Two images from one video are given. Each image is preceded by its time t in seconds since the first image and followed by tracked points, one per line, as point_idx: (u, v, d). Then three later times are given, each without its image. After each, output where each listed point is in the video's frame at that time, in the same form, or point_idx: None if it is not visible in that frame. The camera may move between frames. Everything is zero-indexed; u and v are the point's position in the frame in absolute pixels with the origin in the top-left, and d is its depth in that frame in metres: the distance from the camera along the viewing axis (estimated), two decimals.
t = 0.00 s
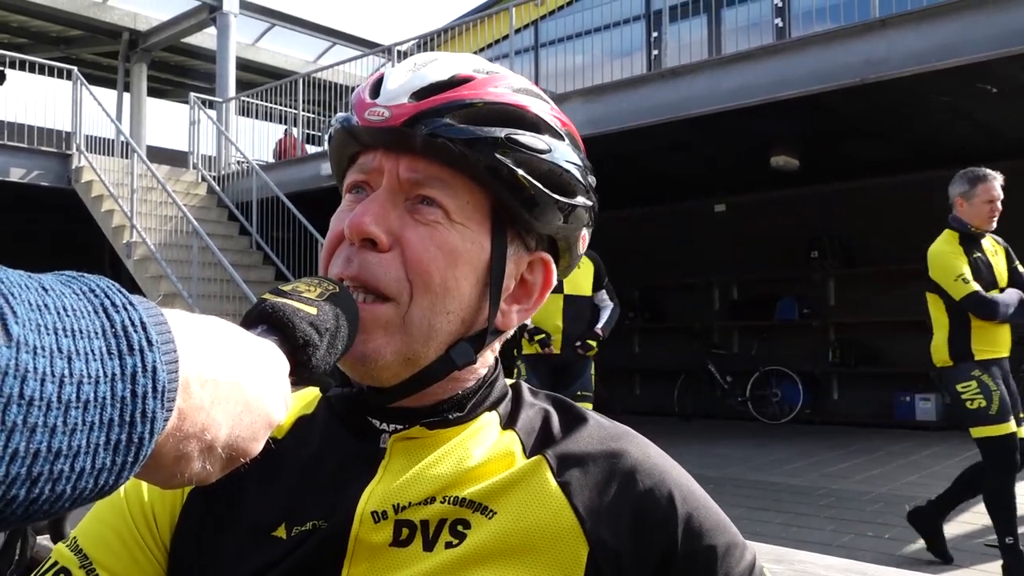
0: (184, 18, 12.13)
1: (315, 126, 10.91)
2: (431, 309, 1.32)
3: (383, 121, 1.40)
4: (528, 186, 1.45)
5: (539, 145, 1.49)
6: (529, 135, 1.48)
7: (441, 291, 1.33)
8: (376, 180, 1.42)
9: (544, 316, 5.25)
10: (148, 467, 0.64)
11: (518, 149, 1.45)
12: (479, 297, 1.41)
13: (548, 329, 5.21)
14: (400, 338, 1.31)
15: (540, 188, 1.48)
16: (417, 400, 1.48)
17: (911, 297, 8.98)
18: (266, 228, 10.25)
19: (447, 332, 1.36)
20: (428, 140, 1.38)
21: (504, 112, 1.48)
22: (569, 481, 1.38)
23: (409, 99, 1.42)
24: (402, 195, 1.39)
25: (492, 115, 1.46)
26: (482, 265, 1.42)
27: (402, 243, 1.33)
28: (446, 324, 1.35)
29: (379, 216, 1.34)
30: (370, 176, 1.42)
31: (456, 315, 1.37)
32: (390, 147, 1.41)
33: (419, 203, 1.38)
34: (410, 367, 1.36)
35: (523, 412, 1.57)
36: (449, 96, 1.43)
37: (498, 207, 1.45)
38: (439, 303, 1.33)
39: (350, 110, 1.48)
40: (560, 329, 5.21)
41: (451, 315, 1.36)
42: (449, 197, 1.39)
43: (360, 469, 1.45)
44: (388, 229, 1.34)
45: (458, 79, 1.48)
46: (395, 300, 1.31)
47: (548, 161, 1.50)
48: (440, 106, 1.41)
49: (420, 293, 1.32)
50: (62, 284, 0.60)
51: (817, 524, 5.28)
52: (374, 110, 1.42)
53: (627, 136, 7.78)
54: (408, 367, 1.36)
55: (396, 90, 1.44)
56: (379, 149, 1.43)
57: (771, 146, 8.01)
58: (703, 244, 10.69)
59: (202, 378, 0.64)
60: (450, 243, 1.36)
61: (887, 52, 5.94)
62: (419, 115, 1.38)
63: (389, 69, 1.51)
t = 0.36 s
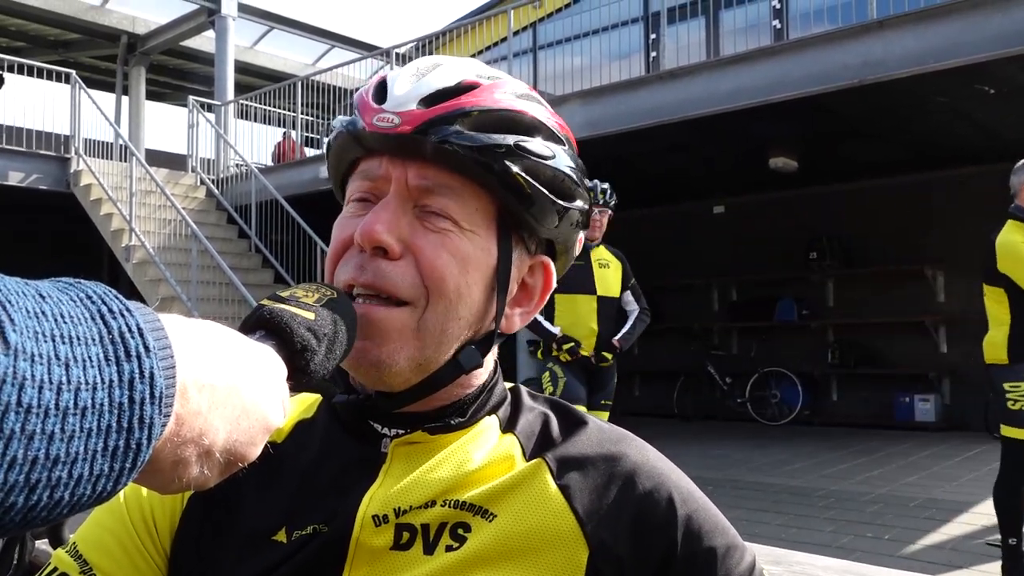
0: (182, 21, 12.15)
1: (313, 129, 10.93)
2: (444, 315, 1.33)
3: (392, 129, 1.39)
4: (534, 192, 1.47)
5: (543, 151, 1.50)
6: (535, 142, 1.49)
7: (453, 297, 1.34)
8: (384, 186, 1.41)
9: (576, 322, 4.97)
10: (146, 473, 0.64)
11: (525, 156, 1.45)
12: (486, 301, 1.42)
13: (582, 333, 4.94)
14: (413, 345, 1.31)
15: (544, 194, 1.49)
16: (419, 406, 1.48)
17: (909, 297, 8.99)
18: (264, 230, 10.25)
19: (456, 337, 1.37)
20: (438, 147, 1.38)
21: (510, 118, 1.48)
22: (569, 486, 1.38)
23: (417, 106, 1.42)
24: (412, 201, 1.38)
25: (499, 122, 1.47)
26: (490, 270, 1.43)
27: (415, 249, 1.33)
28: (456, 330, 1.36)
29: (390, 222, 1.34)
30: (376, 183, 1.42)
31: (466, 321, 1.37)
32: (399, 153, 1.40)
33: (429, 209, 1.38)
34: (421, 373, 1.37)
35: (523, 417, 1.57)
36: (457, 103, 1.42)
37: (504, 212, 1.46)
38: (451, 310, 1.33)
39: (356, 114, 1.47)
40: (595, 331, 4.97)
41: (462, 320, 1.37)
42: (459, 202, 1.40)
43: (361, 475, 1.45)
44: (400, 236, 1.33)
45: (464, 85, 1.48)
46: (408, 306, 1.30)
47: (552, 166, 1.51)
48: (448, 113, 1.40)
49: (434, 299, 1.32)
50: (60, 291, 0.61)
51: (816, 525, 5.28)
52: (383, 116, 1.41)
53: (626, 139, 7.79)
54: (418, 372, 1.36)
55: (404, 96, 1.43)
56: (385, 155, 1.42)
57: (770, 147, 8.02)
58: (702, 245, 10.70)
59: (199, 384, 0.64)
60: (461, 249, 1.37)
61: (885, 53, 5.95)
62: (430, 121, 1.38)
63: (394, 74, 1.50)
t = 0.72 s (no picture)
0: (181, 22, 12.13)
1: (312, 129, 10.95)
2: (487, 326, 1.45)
3: (441, 158, 1.42)
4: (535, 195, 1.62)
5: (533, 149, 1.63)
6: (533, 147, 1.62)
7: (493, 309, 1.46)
8: (418, 210, 1.44)
9: (616, 324, 4.64)
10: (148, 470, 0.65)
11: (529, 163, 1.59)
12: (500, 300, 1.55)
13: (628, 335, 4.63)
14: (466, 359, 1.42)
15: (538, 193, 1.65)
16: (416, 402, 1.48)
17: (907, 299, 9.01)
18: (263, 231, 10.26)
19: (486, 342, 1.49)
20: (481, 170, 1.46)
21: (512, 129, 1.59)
22: (562, 481, 1.38)
23: (450, 129, 1.46)
24: (450, 222, 1.45)
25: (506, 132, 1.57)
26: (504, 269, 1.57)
27: (467, 271, 1.43)
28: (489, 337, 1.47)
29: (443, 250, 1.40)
30: (407, 205, 1.44)
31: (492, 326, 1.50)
32: (435, 178, 1.44)
33: (465, 227, 1.46)
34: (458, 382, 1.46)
35: (516, 411, 1.58)
36: (482, 124, 1.50)
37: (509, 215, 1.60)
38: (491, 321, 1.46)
39: (380, 139, 1.43)
40: (639, 334, 4.66)
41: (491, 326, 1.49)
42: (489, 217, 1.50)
43: (356, 474, 1.46)
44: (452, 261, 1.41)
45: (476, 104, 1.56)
46: (463, 327, 1.40)
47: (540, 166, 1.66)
48: (482, 133, 1.48)
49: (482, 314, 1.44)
50: (64, 287, 0.61)
51: (814, 527, 5.29)
52: (427, 143, 1.42)
53: (624, 140, 7.80)
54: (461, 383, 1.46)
55: (433, 121, 1.46)
56: (415, 178, 1.44)
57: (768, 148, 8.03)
58: (700, 246, 10.71)
59: (205, 382, 0.64)
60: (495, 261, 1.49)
61: (884, 55, 5.97)
62: (476, 146, 1.45)
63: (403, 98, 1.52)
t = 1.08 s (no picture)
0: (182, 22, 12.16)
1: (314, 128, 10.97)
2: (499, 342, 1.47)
3: (462, 180, 1.42)
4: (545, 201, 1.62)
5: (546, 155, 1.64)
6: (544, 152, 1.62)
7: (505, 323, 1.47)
8: (434, 226, 1.44)
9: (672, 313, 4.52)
10: (150, 480, 0.65)
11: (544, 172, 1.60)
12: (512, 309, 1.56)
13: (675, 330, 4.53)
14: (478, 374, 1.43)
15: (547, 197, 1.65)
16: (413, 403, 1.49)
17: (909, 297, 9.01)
18: (265, 230, 10.28)
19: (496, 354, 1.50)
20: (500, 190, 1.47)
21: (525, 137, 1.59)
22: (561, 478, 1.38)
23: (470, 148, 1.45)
24: (465, 238, 1.46)
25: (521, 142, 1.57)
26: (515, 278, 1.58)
27: (482, 290, 1.44)
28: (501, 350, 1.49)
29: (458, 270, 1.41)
30: (424, 222, 1.44)
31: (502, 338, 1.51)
32: (453, 196, 1.44)
33: (478, 241, 1.47)
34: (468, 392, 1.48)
35: (516, 409, 1.58)
36: (502, 141, 1.50)
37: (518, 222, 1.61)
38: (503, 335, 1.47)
39: (399, 155, 1.42)
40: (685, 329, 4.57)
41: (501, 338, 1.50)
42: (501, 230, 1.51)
43: (354, 470, 1.46)
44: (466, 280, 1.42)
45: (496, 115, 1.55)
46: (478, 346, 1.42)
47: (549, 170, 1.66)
48: (502, 151, 1.48)
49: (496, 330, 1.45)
50: (63, 293, 0.62)
51: (817, 525, 5.29)
52: (450, 164, 1.41)
53: (625, 138, 7.80)
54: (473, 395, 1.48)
55: (456, 139, 1.45)
56: (433, 195, 1.44)
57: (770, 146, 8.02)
58: (702, 245, 10.71)
59: (207, 390, 0.65)
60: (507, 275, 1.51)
61: (885, 52, 5.97)
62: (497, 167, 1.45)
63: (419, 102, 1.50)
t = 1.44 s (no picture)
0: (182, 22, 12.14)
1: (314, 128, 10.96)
2: (472, 309, 1.38)
3: (421, 128, 1.39)
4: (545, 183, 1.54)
5: (547, 140, 1.57)
6: (543, 134, 1.56)
7: (481, 290, 1.39)
8: (405, 183, 1.43)
9: (736, 305, 4.39)
10: (159, 475, 0.64)
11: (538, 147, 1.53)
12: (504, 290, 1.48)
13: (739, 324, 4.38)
14: (446, 337, 1.36)
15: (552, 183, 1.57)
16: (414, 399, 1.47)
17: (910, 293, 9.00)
18: (265, 230, 10.28)
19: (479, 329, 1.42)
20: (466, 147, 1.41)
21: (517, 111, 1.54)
22: (567, 481, 1.38)
23: (437, 103, 1.44)
24: (436, 198, 1.42)
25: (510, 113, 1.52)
26: (508, 258, 1.49)
27: (448, 248, 1.37)
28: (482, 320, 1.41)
29: (421, 224, 1.36)
30: (397, 180, 1.43)
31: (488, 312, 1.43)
32: (419, 151, 1.42)
33: (453, 204, 1.42)
34: (449, 365, 1.41)
35: (522, 409, 1.57)
36: (475, 100, 1.47)
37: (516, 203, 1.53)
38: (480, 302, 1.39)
39: (368, 112, 1.46)
40: (750, 323, 4.41)
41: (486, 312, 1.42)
42: (482, 197, 1.44)
43: (359, 468, 1.45)
44: (431, 236, 1.37)
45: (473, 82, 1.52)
46: (443, 303, 1.35)
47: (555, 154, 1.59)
48: (470, 110, 1.44)
49: (464, 293, 1.37)
50: (68, 289, 0.61)
51: (819, 521, 5.28)
52: (408, 113, 1.41)
53: (625, 136, 7.78)
54: (447, 366, 1.40)
55: (421, 94, 1.45)
56: (403, 153, 1.43)
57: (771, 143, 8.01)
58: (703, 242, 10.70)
59: (214, 384, 0.64)
60: (486, 243, 1.42)
61: (884, 48, 5.96)
62: (458, 120, 1.40)
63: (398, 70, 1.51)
